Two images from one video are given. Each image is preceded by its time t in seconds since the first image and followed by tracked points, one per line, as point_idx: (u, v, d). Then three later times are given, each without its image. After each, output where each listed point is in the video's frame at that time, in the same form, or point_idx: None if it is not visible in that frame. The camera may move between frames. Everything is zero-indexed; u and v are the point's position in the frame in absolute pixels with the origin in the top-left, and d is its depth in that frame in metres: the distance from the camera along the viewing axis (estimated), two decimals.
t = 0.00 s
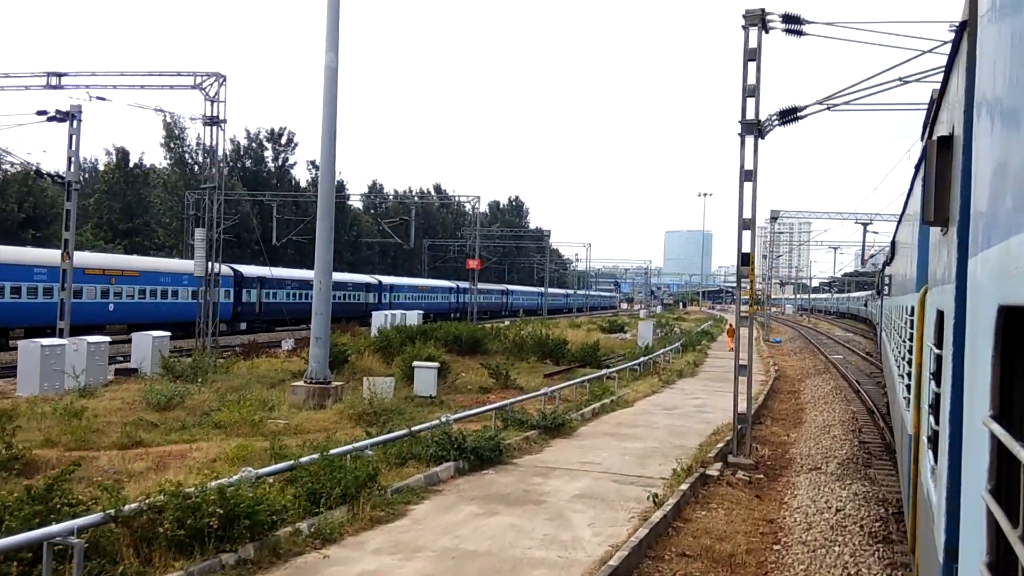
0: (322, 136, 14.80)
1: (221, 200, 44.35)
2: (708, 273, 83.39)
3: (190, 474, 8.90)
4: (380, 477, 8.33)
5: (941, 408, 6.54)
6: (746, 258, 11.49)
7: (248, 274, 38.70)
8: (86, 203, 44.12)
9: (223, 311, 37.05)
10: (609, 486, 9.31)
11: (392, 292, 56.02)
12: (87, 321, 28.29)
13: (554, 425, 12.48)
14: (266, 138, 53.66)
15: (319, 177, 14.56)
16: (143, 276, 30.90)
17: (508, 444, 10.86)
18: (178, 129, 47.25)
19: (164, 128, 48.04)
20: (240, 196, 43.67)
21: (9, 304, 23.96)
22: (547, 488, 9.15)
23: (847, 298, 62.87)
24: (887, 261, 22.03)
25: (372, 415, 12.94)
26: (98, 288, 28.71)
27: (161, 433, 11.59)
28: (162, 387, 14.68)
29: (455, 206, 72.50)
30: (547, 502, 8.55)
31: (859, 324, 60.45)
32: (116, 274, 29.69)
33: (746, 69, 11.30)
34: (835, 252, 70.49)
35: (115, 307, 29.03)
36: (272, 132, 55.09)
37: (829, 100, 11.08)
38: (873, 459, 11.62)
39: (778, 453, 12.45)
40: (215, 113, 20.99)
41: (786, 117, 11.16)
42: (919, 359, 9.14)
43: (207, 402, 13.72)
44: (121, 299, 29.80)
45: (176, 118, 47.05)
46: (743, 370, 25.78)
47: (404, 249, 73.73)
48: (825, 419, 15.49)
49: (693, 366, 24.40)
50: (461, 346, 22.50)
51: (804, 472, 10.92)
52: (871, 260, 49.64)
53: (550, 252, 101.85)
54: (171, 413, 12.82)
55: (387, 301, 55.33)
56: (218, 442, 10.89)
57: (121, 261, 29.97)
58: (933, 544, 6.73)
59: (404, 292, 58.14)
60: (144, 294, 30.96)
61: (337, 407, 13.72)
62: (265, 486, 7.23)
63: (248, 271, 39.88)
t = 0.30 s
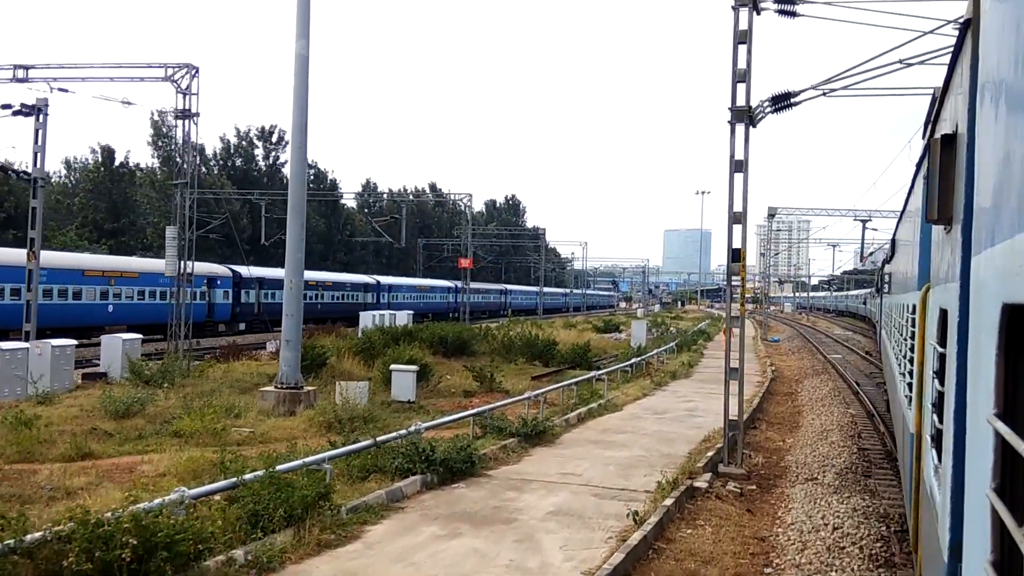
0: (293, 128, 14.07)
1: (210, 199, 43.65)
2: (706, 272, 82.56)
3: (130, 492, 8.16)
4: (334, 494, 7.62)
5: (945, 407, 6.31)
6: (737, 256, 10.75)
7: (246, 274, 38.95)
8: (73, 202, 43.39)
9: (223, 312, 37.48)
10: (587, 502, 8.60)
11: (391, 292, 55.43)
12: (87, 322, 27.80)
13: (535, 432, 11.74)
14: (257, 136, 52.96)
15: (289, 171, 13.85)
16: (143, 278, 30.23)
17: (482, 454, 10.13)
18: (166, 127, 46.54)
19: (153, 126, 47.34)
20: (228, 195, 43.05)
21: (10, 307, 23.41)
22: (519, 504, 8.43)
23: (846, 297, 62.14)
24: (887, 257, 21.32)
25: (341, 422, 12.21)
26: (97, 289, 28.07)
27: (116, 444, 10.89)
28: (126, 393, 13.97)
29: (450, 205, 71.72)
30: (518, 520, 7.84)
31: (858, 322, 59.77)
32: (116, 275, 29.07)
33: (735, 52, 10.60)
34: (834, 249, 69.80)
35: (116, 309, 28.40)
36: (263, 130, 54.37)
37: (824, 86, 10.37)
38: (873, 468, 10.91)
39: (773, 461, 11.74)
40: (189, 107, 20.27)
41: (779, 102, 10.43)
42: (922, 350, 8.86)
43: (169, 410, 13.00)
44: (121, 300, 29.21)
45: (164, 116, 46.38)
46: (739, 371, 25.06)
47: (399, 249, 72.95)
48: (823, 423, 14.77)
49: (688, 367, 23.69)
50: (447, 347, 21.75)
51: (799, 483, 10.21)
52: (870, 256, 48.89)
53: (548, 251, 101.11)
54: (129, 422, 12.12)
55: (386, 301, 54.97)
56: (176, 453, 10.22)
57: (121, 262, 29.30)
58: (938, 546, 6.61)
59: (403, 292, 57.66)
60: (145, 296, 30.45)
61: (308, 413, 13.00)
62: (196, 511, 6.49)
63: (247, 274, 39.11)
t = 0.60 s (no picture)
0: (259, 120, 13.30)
1: (196, 199, 42.84)
2: (703, 270, 81.80)
3: (59, 515, 7.44)
4: (278, 516, 6.91)
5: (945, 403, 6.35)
6: (725, 251, 10.07)
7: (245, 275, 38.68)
8: (58, 203, 42.62)
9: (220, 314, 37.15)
10: (562, 519, 7.89)
11: (388, 292, 54.91)
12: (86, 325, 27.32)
13: (512, 441, 11.01)
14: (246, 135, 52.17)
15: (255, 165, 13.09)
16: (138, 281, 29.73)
17: (453, 466, 9.40)
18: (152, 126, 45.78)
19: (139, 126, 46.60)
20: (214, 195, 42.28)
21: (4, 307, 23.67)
22: (487, 522, 7.71)
23: (844, 295, 61.52)
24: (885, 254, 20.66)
25: (307, 432, 11.47)
26: (95, 291, 27.52)
27: (63, 458, 10.16)
28: (85, 401, 13.24)
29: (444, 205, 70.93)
30: (483, 542, 7.12)
31: (857, 321, 59.13)
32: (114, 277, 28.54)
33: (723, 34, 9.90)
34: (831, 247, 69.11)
35: (113, 311, 27.91)
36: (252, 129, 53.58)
37: (818, 67, 9.64)
38: (873, 478, 10.22)
39: (765, 469, 11.05)
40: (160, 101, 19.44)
41: (770, 86, 9.73)
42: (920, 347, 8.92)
43: (127, 419, 12.28)
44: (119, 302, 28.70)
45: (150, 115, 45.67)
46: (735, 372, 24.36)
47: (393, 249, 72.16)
48: (820, 427, 14.04)
49: (681, 368, 22.96)
50: (431, 349, 20.96)
51: (793, 495, 9.51)
52: (869, 254, 48.22)
53: (544, 250, 100.31)
54: (82, 433, 11.41)
55: (384, 302, 54.41)
56: (125, 467, 9.54)
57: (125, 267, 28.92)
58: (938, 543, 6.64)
59: (401, 292, 57.13)
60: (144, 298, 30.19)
61: (274, 421, 12.28)
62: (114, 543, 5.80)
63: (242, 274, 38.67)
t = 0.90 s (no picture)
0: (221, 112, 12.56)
1: (182, 199, 42.14)
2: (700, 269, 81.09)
3: None
4: (210, 544, 6.20)
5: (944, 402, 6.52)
6: (711, 247, 9.34)
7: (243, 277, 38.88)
8: (41, 204, 41.88)
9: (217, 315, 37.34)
10: (530, 541, 7.18)
11: (387, 293, 54.47)
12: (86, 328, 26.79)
13: (485, 451, 10.27)
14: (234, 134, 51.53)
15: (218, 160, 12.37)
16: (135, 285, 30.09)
17: (416, 481, 8.68)
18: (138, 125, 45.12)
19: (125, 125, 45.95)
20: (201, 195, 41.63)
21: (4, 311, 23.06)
22: (447, 546, 7.00)
23: (842, 293, 60.84)
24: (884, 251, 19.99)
25: (268, 444, 10.73)
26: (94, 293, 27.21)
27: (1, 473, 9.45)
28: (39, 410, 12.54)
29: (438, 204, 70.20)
30: (440, 570, 6.42)
31: (855, 321, 58.59)
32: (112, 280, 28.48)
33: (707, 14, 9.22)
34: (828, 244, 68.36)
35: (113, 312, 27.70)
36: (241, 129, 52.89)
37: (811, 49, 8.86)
38: (871, 491, 9.53)
39: (757, 480, 10.36)
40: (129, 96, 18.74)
41: (758, 68, 9.01)
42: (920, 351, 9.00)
43: (80, 429, 11.55)
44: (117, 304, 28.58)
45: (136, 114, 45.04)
46: (729, 373, 23.64)
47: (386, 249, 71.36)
48: (815, 433, 13.35)
49: (673, 370, 22.24)
50: (414, 352, 20.18)
51: (784, 511, 8.79)
52: (866, 252, 47.63)
53: (540, 250, 99.54)
54: (29, 445, 10.70)
55: (382, 303, 53.85)
56: (66, 482, 8.86)
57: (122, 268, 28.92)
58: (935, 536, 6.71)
59: (397, 292, 56.58)
60: (142, 301, 30.46)
61: (235, 430, 11.55)
62: None
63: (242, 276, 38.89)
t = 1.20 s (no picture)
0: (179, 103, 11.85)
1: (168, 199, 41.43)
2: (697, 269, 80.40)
3: None
4: None
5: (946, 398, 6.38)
6: (696, 244, 8.62)
7: (240, 280, 37.39)
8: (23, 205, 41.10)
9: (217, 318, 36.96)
10: (494, 569, 6.46)
11: (383, 295, 53.96)
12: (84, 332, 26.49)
13: (454, 465, 9.53)
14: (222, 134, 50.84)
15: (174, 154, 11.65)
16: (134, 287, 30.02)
17: (374, 501, 7.94)
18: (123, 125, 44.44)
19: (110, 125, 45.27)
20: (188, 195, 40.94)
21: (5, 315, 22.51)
22: None
23: (840, 291, 60.17)
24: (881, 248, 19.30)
25: (225, 458, 10.00)
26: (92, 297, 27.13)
27: None
28: None
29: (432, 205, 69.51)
30: None
31: (852, 320, 57.90)
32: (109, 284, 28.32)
33: None
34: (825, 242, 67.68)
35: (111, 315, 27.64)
36: (230, 129, 52.19)
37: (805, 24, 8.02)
38: (869, 506, 8.85)
39: (748, 493, 9.69)
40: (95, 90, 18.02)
41: (745, 47, 8.30)
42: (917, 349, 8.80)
43: (26, 442, 10.80)
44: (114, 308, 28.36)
45: (121, 114, 44.38)
46: (723, 375, 22.90)
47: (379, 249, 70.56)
48: (811, 440, 12.67)
49: (666, 373, 21.50)
50: (395, 356, 19.40)
51: (777, 529, 8.10)
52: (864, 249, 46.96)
53: (536, 250, 98.80)
54: None
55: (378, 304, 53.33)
56: None
57: (113, 272, 28.54)
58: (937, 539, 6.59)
59: (394, 293, 56.02)
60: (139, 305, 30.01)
61: (191, 442, 10.81)
62: None
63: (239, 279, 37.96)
